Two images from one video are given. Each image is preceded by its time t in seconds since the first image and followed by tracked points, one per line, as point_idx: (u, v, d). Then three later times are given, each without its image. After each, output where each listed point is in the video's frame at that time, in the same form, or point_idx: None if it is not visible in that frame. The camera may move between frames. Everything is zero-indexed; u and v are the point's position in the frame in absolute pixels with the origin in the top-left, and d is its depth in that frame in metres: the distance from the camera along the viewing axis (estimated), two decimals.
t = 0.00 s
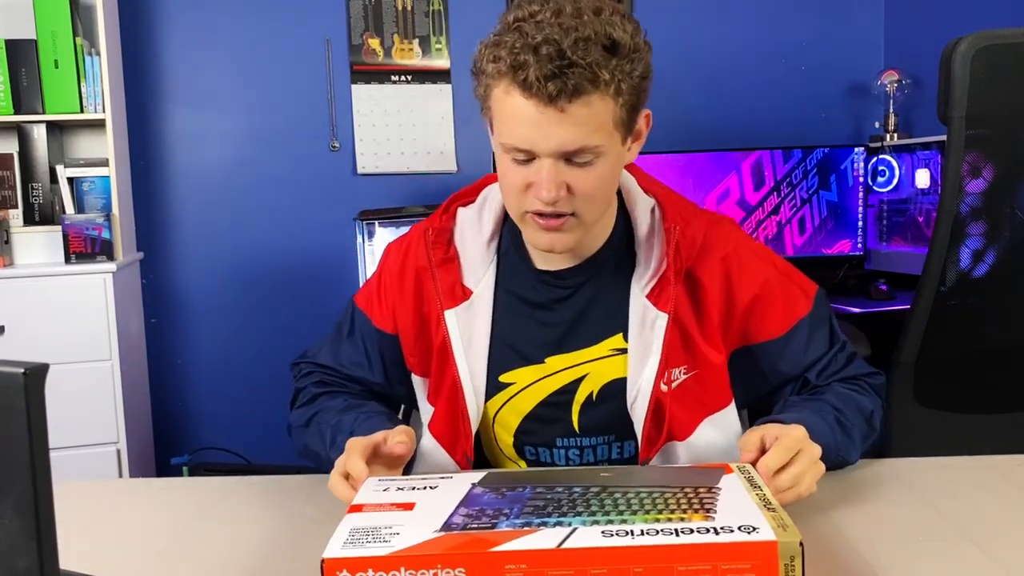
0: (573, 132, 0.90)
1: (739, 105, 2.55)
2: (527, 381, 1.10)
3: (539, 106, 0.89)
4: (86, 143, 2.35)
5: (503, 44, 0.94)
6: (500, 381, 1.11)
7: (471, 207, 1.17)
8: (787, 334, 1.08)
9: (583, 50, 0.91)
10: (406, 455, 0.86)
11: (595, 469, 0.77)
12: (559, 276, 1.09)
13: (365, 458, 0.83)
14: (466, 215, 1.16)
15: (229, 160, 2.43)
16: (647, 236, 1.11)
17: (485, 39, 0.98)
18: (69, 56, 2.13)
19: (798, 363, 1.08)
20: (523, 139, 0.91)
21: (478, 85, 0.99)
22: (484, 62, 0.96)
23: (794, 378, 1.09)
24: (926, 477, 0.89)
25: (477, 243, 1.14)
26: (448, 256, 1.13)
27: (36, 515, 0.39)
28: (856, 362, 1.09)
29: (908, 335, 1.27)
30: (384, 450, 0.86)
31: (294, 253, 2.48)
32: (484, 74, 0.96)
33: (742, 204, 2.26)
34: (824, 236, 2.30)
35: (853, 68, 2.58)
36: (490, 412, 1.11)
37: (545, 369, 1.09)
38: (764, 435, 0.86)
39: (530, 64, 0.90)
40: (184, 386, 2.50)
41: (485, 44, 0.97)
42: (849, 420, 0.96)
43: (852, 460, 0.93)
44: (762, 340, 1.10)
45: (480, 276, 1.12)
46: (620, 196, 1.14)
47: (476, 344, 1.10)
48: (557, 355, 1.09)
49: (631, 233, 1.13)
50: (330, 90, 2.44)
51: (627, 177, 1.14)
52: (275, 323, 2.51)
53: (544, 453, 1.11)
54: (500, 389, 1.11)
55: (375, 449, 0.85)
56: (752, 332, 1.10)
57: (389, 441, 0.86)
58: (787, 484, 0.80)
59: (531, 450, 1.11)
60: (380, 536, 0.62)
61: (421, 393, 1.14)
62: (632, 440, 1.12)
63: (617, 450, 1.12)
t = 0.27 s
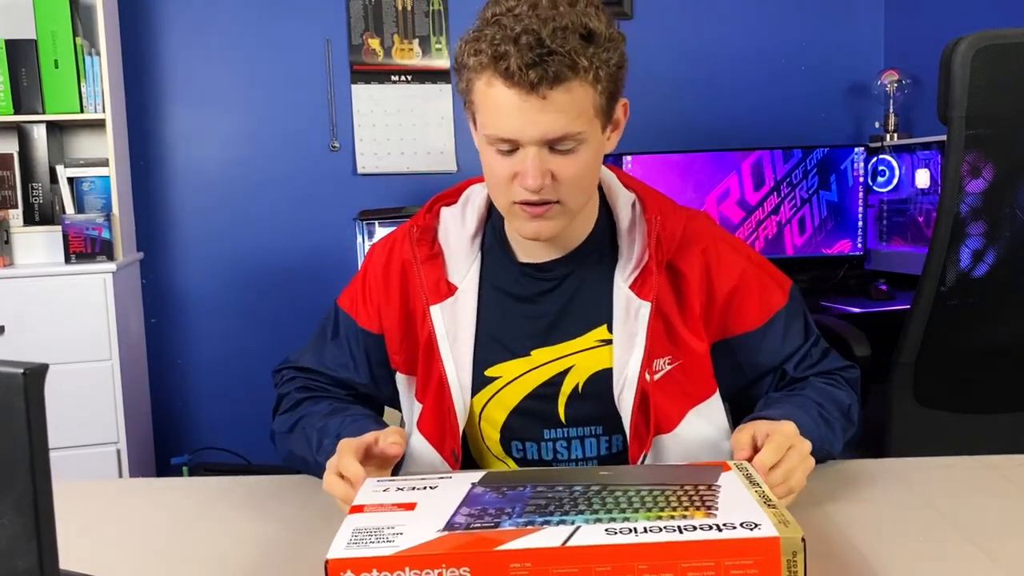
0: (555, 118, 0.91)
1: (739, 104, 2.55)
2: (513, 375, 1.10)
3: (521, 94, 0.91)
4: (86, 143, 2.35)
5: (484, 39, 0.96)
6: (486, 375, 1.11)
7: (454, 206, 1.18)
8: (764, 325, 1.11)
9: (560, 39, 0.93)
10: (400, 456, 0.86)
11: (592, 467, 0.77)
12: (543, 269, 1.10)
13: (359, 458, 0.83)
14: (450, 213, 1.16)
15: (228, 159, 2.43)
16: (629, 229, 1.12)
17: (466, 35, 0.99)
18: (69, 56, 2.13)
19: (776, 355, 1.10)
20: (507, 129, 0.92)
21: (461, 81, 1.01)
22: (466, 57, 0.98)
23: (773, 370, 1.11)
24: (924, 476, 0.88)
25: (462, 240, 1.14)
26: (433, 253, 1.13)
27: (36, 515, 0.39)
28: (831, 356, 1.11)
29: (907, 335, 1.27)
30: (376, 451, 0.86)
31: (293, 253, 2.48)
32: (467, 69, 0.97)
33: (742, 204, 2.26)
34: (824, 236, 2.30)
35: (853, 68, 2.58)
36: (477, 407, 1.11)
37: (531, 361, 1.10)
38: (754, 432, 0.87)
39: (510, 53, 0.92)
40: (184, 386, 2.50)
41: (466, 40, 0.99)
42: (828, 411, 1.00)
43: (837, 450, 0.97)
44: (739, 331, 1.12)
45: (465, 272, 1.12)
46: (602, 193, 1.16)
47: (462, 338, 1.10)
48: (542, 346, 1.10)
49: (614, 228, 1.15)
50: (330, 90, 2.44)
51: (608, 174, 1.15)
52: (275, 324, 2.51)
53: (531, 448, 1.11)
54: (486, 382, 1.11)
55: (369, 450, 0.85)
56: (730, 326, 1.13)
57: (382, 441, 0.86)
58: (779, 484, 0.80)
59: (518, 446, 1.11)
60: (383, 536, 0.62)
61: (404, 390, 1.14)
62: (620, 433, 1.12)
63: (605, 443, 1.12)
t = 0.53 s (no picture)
0: (553, 113, 0.91)
1: (739, 104, 2.55)
2: (514, 370, 1.10)
3: (519, 89, 0.91)
4: (86, 143, 2.35)
5: (480, 38, 0.96)
6: (487, 371, 1.11)
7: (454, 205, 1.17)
8: (758, 321, 1.11)
9: (556, 36, 0.94)
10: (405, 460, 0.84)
11: (591, 465, 0.77)
12: (542, 265, 1.10)
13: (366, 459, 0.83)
14: (449, 212, 1.16)
15: (228, 160, 2.43)
16: (625, 226, 1.12)
17: (463, 35, 1.00)
18: (69, 56, 2.13)
19: (767, 351, 1.11)
20: (506, 125, 0.92)
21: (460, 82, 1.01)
22: (463, 57, 0.99)
23: (766, 365, 1.11)
24: (924, 476, 0.88)
25: (462, 238, 1.13)
26: (433, 250, 1.12)
27: (37, 515, 0.39)
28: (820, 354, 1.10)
29: (907, 335, 1.27)
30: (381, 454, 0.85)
31: (293, 253, 2.48)
32: (464, 69, 0.98)
33: (742, 205, 2.26)
34: (824, 236, 2.30)
35: (853, 68, 2.58)
36: (477, 403, 1.11)
37: (532, 356, 1.10)
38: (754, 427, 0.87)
39: (508, 50, 0.92)
40: (184, 386, 2.50)
41: (463, 41, 1.00)
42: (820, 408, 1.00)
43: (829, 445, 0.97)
44: (734, 327, 1.12)
45: (466, 269, 1.12)
46: (599, 190, 1.16)
47: (462, 334, 1.10)
48: (543, 342, 1.09)
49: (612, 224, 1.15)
50: (330, 90, 2.44)
51: (604, 171, 1.15)
52: (275, 324, 2.51)
53: (533, 444, 1.11)
54: (487, 378, 1.11)
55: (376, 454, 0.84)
56: (726, 322, 1.13)
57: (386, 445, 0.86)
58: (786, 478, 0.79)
59: (519, 442, 1.11)
60: (402, 533, 0.62)
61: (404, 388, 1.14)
62: (621, 428, 1.12)
63: (605, 438, 1.12)
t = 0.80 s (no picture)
0: (578, 106, 0.92)
1: (739, 104, 2.55)
2: (517, 362, 1.10)
3: (544, 81, 0.92)
4: (86, 143, 2.35)
5: (505, 30, 0.97)
6: (490, 364, 1.11)
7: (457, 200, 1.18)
8: (759, 318, 1.12)
9: (581, 31, 0.96)
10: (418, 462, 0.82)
11: (605, 462, 0.76)
12: (545, 258, 1.10)
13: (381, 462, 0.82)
14: (452, 206, 1.17)
15: (228, 159, 2.43)
16: (630, 221, 1.13)
17: (484, 26, 1.01)
18: (69, 56, 2.13)
19: (770, 348, 1.11)
20: (528, 116, 0.92)
21: (478, 73, 1.02)
22: (485, 48, 0.99)
23: (769, 362, 1.11)
24: (925, 476, 0.88)
25: (465, 232, 1.14)
26: (436, 244, 1.13)
27: (37, 515, 0.39)
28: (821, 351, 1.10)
29: (907, 335, 1.27)
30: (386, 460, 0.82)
31: (293, 253, 2.48)
32: (486, 59, 0.99)
33: (742, 204, 2.26)
34: (824, 236, 2.30)
35: (854, 68, 2.58)
36: (480, 396, 1.11)
37: (536, 348, 1.10)
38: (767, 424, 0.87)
39: (535, 42, 0.93)
40: (184, 386, 2.50)
41: (486, 31, 1.01)
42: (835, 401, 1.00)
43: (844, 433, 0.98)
44: (736, 324, 1.13)
45: (468, 263, 1.13)
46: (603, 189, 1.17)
47: (465, 327, 1.11)
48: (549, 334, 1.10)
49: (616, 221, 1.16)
50: (330, 90, 2.44)
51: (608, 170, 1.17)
52: (275, 323, 2.51)
53: (536, 436, 1.11)
54: (489, 371, 1.11)
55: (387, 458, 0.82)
56: (728, 318, 1.13)
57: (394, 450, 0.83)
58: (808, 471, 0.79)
59: (522, 435, 1.11)
60: (424, 526, 0.62)
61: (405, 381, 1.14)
62: (624, 421, 1.12)
63: (608, 431, 1.12)
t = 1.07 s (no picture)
0: (587, 98, 0.92)
1: (739, 104, 2.55)
2: (522, 358, 1.11)
3: (552, 74, 0.93)
4: (86, 143, 2.35)
5: (510, 27, 0.99)
6: (494, 360, 1.12)
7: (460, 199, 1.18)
8: (768, 310, 1.09)
9: (587, 26, 0.97)
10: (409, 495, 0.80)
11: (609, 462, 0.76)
12: (549, 253, 1.12)
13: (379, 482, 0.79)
14: (455, 204, 1.17)
15: (228, 159, 2.43)
16: (631, 218, 1.13)
17: (488, 25, 1.02)
18: (69, 56, 2.13)
19: (785, 339, 1.07)
20: (536, 109, 0.92)
21: (483, 70, 1.03)
22: (491, 45, 1.00)
23: (787, 355, 1.07)
24: (925, 477, 0.88)
25: (469, 229, 1.14)
26: (440, 241, 1.13)
27: (37, 515, 0.39)
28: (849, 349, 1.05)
29: (907, 335, 1.27)
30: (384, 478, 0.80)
31: (293, 253, 2.48)
32: (491, 56, 0.99)
33: (742, 205, 2.26)
34: (824, 236, 2.30)
35: (853, 68, 2.58)
36: (484, 393, 1.11)
37: (540, 344, 1.11)
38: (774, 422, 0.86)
39: (542, 36, 0.94)
40: (184, 386, 2.50)
41: (490, 30, 1.02)
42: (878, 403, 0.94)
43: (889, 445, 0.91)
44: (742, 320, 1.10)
45: (473, 259, 1.13)
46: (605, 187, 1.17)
47: (469, 324, 1.11)
48: (554, 329, 1.11)
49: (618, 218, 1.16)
50: (330, 90, 2.44)
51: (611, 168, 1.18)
52: (275, 323, 2.51)
53: (540, 432, 1.12)
54: (493, 367, 1.11)
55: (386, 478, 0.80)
56: (733, 310, 1.11)
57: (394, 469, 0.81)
58: (830, 502, 0.73)
59: (526, 432, 1.12)
60: (428, 527, 0.62)
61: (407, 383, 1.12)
62: (629, 420, 1.12)
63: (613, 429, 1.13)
